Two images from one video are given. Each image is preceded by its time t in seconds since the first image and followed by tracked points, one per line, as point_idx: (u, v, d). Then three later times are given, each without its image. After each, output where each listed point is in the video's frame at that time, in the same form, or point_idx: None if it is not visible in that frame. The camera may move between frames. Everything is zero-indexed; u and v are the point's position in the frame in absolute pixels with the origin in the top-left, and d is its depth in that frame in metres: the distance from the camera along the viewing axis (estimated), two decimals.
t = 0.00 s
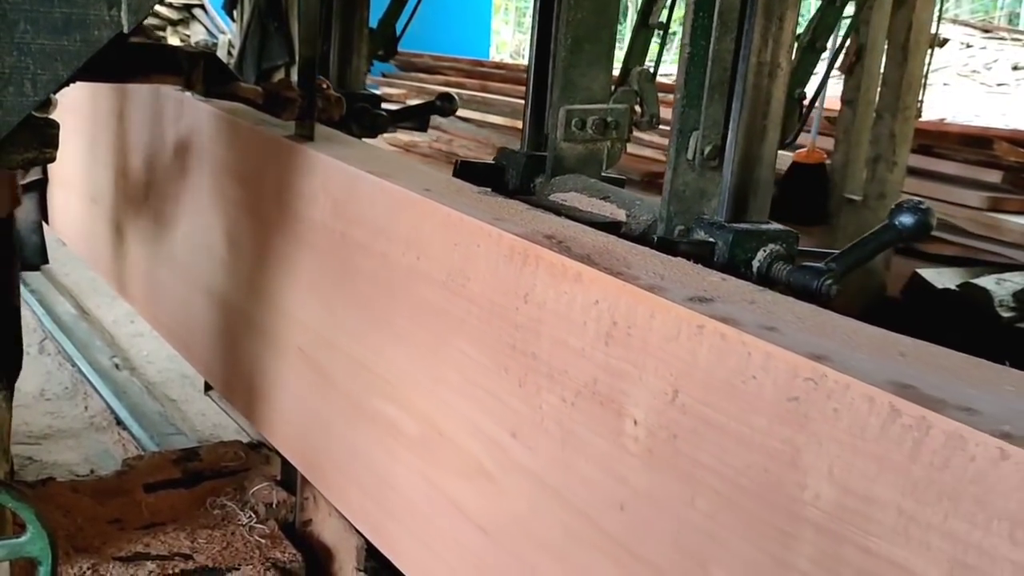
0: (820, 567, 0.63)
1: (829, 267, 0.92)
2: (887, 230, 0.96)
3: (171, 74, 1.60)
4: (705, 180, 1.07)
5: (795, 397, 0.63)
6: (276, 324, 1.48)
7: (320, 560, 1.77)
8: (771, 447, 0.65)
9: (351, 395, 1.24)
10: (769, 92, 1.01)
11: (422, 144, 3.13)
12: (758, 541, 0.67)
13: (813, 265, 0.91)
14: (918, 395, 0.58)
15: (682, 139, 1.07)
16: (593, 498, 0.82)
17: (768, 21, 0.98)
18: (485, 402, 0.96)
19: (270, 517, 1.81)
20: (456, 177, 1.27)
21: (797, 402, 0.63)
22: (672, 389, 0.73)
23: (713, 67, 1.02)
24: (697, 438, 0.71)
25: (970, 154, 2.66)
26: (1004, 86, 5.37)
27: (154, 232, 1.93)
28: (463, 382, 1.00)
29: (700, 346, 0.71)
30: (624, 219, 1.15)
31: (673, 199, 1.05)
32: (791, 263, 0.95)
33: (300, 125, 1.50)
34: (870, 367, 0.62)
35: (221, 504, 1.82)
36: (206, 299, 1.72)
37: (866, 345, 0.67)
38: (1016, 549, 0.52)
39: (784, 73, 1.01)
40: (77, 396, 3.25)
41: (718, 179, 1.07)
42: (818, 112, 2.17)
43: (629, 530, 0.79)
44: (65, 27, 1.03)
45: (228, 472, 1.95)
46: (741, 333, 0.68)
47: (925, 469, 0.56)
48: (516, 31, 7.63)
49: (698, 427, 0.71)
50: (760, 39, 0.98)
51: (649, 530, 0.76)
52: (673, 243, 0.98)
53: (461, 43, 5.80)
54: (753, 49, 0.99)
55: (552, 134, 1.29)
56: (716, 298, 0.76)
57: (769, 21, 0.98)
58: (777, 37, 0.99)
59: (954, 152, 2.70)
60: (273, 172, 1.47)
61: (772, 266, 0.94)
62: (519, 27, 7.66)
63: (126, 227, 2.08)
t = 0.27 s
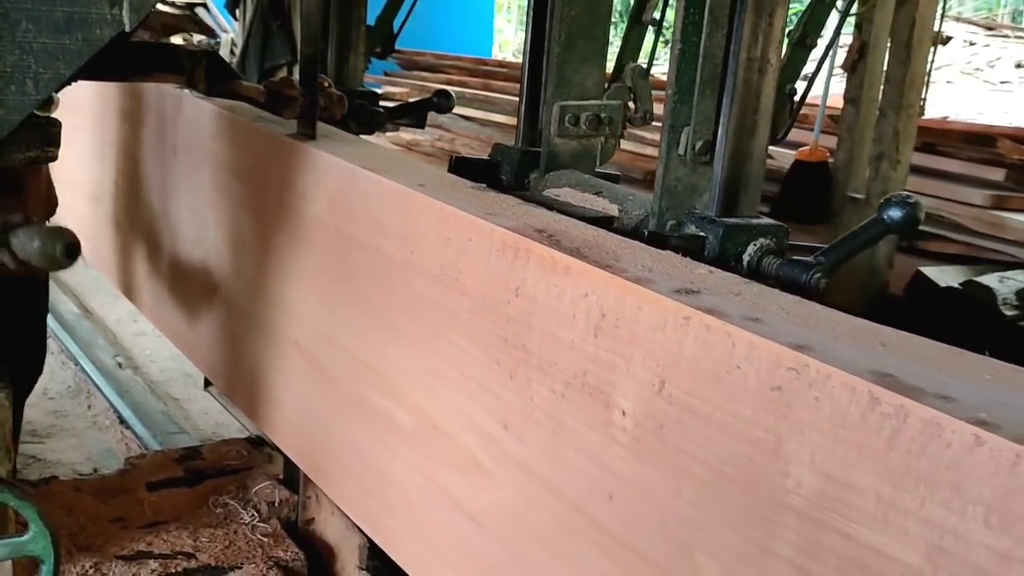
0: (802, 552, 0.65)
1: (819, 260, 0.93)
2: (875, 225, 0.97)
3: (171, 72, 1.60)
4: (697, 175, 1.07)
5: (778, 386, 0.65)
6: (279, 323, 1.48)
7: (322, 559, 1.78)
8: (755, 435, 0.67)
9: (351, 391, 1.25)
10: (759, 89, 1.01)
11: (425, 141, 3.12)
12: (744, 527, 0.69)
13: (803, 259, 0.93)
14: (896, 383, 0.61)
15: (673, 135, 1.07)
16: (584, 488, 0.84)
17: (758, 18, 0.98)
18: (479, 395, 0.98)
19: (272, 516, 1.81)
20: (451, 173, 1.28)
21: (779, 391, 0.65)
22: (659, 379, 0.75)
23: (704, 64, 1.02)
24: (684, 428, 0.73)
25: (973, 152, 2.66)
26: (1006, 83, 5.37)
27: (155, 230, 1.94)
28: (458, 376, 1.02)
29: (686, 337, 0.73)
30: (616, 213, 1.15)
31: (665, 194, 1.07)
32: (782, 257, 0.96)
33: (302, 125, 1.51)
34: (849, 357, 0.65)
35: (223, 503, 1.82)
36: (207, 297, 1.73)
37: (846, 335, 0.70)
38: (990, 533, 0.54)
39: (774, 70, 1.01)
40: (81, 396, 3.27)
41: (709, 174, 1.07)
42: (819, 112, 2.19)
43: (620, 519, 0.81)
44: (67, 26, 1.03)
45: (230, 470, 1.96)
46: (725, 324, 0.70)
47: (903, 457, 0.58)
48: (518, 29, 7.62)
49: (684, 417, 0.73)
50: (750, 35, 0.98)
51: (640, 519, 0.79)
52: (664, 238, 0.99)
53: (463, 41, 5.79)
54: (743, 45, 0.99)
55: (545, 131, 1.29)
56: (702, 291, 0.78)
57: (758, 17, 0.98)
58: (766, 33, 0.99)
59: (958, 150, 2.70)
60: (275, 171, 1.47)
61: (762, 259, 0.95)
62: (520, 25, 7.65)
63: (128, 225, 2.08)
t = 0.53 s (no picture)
0: (786, 542, 0.65)
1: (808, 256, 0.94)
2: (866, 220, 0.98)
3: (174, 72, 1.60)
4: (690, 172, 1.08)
5: (762, 377, 0.66)
6: (282, 323, 1.48)
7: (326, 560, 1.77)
8: (740, 426, 0.68)
9: (352, 388, 1.25)
10: (750, 86, 1.02)
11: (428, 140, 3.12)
12: (731, 517, 0.69)
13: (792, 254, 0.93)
14: (877, 374, 0.61)
15: (666, 132, 1.07)
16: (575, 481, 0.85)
17: (748, 16, 0.99)
18: (472, 389, 0.98)
19: (275, 516, 1.81)
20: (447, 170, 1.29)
21: (764, 382, 0.66)
22: (648, 372, 0.76)
23: (696, 62, 1.02)
24: (672, 419, 0.74)
25: (977, 151, 2.66)
26: (1010, 83, 5.36)
27: (158, 231, 1.94)
28: (454, 371, 1.02)
29: (675, 330, 0.73)
30: (610, 210, 1.17)
31: (658, 190, 1.07)
32: (773, 253, 0.96)
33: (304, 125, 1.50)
34: (833, 348, 0.65)
35: (226, 503, 1.83)
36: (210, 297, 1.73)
37: (833, 328, 0.70)
38: (968, 521, 0.54)
39: (765, 67, 1.02)
40: (84, 396, 3.27)
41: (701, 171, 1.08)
42: (824, 111, 2.20)
43: (610, 511, 0.81)
44: (69, 27, 1.04)
45: (233, 470, 1.96)
46: (712, 317, 0.70)
47: (883, 446, 0.58)
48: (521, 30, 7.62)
49: (671, 408, 0.74)
50: (741, 33, 0.99)
51: (630, 510, 0.79)
52: (657, 234, 0.98)
53: (466, 42, 5.80)
54: (734, 43, 0.99)
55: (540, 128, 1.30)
56: (691, 285, 0.78)
57: (749, 16, 0.99)
58: (756, 31, 1.00)
59: (962, 150, 2.69)
60: (279, 171, 1.47)
61: (754, 255, 0.95)
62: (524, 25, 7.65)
63: (131, 227, 2.08)
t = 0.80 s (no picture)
0: (770, 530, 0.66)
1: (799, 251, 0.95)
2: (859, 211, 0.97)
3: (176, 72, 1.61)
4: (680, 167, 1.08)
5: (746, 368, 0.67)
6: (285, 321, 1.48)
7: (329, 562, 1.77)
8: (724, 415, 0.69)
9: (353, 381, 1.25)
10: (739, 82, 1.03)
11: (429, 140, 3.12)
12: (718, 506, 0.70)
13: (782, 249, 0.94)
14: (857, 363, 0.61)
15: (656, 128, 1.07)
16: (568, 471, 0.86)
17: (737, 12, 0.99)
18: (466, 383, 1.00)
19: (278, 515, 1.81)
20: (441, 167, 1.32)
21: (748, 372, 0.66)
22: (635, 363, 0.77)
23: (686, 58, 1.03)
24: (659, 410, 0.75)
25: (979, 150, 2.66)
26: (1013, 83, 5.35)
27: (161, 231, 1.95)
28: (450, 366, 1.03)
29: (660, 322, 0.74)
30: (602, 206, 1.16)
31: (649, 185, 1.06)
32: (761, 247, 0.98)
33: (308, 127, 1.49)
34: (816, 338, 0.66)
35: (228, 502, 1.83)
36: (211, 295, 1.74)
37: (819, 319, 0.70)
38: (944, 505, 0.55)
39: (754, 63, 1.03)
40: (86, 395, 3.28)
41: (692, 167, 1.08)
42: (824, 111, 2.17)
43: (603, 501, 0.82)
44: (71, 26, 1.04)
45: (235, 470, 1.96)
46: (697, 308, 0.71)
47: (863, 434, 0.59)
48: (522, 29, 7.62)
49: (658, 399, 0.75)
50: (729, 30, 1.00)
51: (621, 500, 0.80)
52: (645, 228, 1.01)
53: (468, 42, 5.80)
54: (722, 40, 1.00)
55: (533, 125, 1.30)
56: (679, 278, 0.79)
57: (738, 12, 0.99)
58: (744, 28, 1.00)
59: (964, 149, 2.69)
60: (280, 169, 1.47)
61: (743, 250, 0.97)
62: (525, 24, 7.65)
63: (135, 227, 2.09)
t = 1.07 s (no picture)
0: (749, 515, 0.70)
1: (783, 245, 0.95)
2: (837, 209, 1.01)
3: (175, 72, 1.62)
4: (668, 163, 1.08)
5: (725, 357, 0.70)
6: (286, 319, 1.48)
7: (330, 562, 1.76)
8: (704, 404, 0.72)
9: (353, 378, 1.26)
10: (725, 79, 1.03)
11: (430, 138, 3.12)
12: (701, 493, 0.74)
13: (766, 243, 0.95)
14: (830, 352, 0.65)
15: (644, 125, 1.08)
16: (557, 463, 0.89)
17: (723, 9, 1.00)
18: (458, 377, 1.03)
19: (278, 514, 1.82)
20: (433, 163, 1.30)
21: (726, 361, 0.70)
22: (618, 353, 0.80)
23: (672, 55, 1.03)
24: (642, 399, 0.79)
25: (980, 149, 2.66)
26: (1012, 81, 5.36)
27: (161, 229, 1.97)
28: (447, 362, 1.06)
29: (643, 313, 0.78)
30: (591, 201, 1.18)
31: (637, 181, 1.08)
32: (748, 242, 0.98)
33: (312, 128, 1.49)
34: (790, 328, 0.70)
35: (229, 501, 1.83)
36: (211, 294, 1.75)
37: (793, 309, 0.74)
38: (914, 490, 0.59)
39: (741, 60, 1.02)
40: (87, 395, 3.28)
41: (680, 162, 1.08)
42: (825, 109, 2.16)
43: (591, 492, 0.85)
44: (71, 26, 1.04)
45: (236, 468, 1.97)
46: (678, 299, 0.74)
47: (838, 420, 0.63)
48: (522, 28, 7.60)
49: (641, 389, 0.78)
50: (715, 26, 1.00)
51: (610, 490, 0.83)
52: (633, 223, 1.00)
53: (468, 41, 5.78)
54: (708, 36, 1.00)
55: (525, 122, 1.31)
56: (662, 270, 0.82)
57: (723, 9, 1.00)
58: (730, 24, 1.00)
59: (963, 148, 2.70)
60: (280, 167, 1.48)
61: (730, 244, 0.98)
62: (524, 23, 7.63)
63: (137, 226, 2.09)
